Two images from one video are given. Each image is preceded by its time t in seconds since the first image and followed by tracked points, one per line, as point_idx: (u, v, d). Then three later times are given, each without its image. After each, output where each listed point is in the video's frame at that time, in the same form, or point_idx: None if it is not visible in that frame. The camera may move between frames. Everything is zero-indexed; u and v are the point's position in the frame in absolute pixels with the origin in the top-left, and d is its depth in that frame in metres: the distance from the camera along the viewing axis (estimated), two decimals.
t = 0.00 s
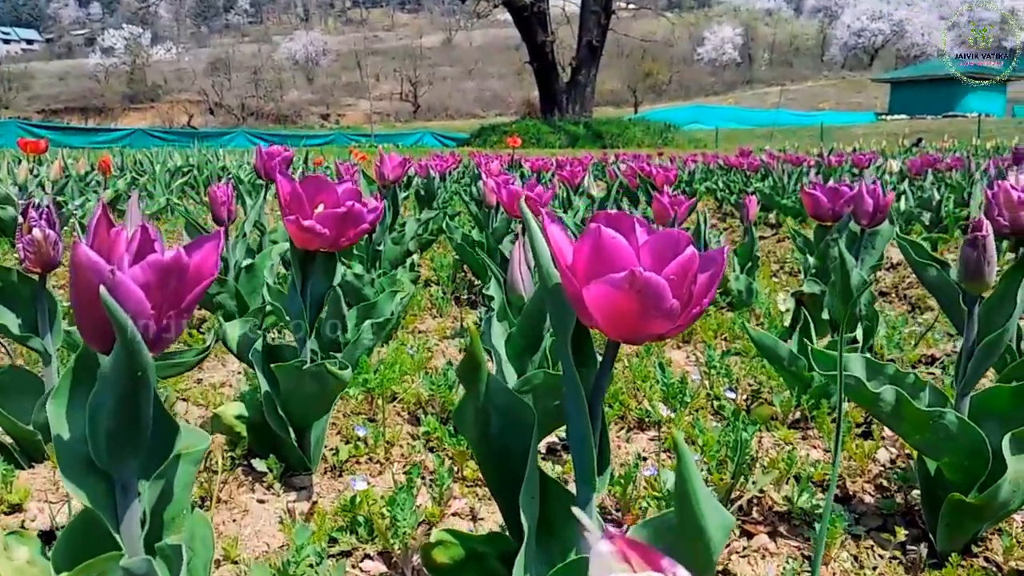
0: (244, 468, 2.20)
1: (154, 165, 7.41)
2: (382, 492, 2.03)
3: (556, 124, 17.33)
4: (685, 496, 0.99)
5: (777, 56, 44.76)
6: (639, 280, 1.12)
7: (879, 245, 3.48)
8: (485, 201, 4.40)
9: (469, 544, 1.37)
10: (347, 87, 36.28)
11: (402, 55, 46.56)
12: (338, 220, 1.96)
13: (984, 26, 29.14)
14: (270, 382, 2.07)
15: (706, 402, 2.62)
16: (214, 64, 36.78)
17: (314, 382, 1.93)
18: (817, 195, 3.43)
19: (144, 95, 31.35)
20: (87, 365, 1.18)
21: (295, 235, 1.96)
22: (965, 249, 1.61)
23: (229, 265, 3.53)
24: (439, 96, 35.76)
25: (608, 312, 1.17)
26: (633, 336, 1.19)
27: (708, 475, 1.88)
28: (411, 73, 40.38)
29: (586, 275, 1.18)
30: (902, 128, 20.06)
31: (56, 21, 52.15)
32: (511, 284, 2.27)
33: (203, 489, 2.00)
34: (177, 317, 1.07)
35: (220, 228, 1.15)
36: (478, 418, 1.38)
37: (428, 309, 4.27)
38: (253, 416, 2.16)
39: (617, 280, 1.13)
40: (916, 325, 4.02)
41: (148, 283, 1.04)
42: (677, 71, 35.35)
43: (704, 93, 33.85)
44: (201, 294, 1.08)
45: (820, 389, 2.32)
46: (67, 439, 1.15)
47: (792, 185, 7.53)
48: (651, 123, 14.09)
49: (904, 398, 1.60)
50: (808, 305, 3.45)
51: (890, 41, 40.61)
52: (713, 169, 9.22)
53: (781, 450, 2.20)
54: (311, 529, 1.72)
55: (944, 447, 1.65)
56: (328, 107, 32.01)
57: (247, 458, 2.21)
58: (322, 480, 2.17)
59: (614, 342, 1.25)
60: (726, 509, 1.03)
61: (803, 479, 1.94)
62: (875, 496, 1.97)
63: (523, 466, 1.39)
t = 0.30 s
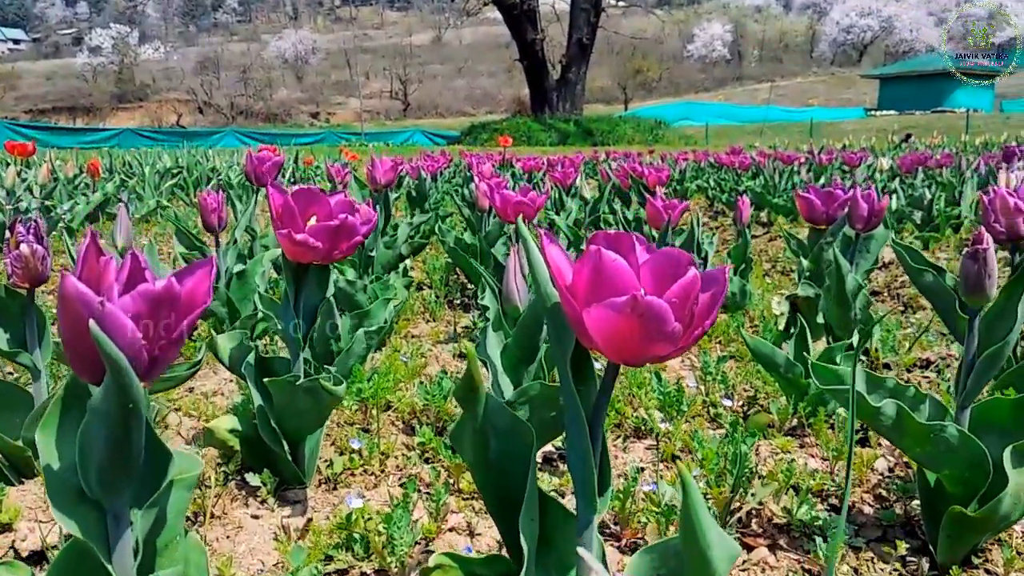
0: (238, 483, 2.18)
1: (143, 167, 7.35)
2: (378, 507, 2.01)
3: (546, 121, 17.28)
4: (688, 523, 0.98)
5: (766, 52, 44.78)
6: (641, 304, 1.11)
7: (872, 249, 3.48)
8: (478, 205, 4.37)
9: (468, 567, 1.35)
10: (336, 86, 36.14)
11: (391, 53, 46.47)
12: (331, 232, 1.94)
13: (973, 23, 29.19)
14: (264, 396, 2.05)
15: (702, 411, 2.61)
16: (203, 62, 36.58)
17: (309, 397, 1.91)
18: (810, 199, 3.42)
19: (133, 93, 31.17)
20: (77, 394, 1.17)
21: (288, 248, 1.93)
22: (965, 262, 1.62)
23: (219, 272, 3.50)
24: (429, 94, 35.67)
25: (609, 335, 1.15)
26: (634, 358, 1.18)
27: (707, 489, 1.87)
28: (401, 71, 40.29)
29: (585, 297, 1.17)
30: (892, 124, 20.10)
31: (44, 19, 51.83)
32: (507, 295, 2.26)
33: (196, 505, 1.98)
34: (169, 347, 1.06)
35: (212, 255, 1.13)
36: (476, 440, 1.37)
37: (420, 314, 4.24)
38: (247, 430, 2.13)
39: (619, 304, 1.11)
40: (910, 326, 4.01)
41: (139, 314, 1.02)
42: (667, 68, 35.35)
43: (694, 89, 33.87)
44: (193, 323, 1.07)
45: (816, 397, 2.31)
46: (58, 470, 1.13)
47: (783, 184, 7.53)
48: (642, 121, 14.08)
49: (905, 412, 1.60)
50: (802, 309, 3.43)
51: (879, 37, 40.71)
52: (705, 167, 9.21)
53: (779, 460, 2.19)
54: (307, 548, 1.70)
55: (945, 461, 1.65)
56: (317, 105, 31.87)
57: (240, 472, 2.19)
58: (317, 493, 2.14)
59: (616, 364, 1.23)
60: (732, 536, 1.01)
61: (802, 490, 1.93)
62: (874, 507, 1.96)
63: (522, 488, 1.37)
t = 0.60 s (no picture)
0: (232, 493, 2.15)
1: (133, 169, 7.30)
2: (375, 519, 1.99)
3: (538, 119, 17.27)
4: (694, 542, 0.96)
5: (757, 49, 44.83)
6: (645, 317, 1.09)
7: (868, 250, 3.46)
8: (471, 207, 4.35)
9: None
10: (327, 85, 36.04)
11: (382, 52, 46.35)
12: (327, 239, 1.91)
13: (963, 21, 29.30)
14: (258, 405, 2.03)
15: (699, 417, 2.60)
16: (193, 62, 36.45)
17: (305, 409, 1.89)
18: (806, 200, 3.40)
19: (123, 93, 31.01)
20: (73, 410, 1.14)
21: (283, 257, 1.90)
22: (966, 268, 1.61)
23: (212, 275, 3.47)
24: (421, 92, 35.59)
25: (612, 349, 1.13)
26: (637, 371, 1.16)
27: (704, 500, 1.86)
28: (393, 69, 40.19)
29: (587, 310, 1.14)
30: (882, 121, 20.14)
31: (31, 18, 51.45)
32: (503, 302, 2.25)
33: (191, 517, 1.96)
34: (166, 363, 1.02)
35: (211, 268, 1.10)
36: (476, 453, 1.34)
37: (414, 318, 4.21)
38: (242, 441, 2.11)
39: (622, 317, 1.09)
40: (904, 328, 4.01)
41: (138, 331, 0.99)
42: (659, 66, 35.36)
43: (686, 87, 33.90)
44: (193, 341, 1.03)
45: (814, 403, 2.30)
46: (54, 488, 1.11)
47: (775, 183, 7.53)
48: (634, 118, 14.06)
49: (905, 420, 1.59)
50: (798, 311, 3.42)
51: (869, 34, 40.84)
52: (697, 166, 9.21)
53: (777, 467, 2.18)
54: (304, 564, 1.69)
55: (946, 469, 1.64)
56: (308, 104, 31.79)
57: (236, 483, 2.17)
58: (312, 505, 2.13)
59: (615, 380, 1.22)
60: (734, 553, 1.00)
61: (801, 500, 1.91)
62: (873, 516, 1.95)
63: (523, 501, 1.35)
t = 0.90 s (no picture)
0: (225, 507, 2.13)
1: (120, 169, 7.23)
2: (369, 533, 1.98)
3: (527, 116, 17.25)
4: (695, 568, 0.94)
5: (745, 43, 44.84)
6: (643, 334, 1.04)
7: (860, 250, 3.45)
8: (462, 208, 4.32)
9: None
10: (314, 82, 35.90)
11: (370, 49, 46.19)
12: (318, 249, 1.88)
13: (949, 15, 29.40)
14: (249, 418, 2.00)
15: (694, 423, 2.59)
16: (179, 61, 36.30)
17: (295, 422, 1.86)
18: (797, 201, 3.39)
19: (109, 92, 30.82)
20: (62, 434, 1.11)
21: (275, 267, 1.88)
22: (963, 276, 1.59)
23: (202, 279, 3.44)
24: (409, 89, 35.50)
25: (610, 366, 1.08)
26: (636, 389, 1.11)
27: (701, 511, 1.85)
28: (380, 66, 40.07)
29: (585, 325, 1.09)
30: (869, 115, 20.20)
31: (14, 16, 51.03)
32: (497, 309, 2.20)
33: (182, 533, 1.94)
34: (159, 387, 0.98)
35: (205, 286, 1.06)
36: (473, 470, 1.32)
37: (405, 321, 4.19)
38: (234, 453, 2.09)
39: (620, 334, 1.04)
40: (896, 327, 4.00)
41: (129, 355, 0.95)
42: (647, 62, 35.37)
43: (674, 83, 33.93)
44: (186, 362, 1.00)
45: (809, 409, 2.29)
46: (44, 514, 1.08)
47: (765, 179, 7.53)
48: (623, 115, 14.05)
49: (903, 429, 1.58)
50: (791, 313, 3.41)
51: (855, 28, 40.96)
52: (686, 163, 9.21)
53: (773, 475, 2.18)
54: None
55: (945, 478, 1.62)
56: (296, 101, 31.65)
57: (228, 496, 2.15)
58: (305, 517, 2.11)
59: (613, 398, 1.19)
60: None
61: (798, 511, 1.90)
62: (870, 525, 1.95)
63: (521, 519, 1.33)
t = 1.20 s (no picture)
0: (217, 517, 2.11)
1: (106, 168, 7.17)
2: (364, 543, 1.96)
3: (515, 110, 17.23)
4: None
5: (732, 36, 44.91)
6: (640, 356, 1.02)
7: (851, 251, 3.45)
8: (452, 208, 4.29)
9: None
10: (302, 77, 35.75)
11: (357, 44, 46.05)
12: (308, 259, 1.85)
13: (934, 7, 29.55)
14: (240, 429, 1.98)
15: (688, 426, 2.58)
16: (165, 57, 36.06)
17: (287, 434, 1.84)
18: (789, 200, 3.37)
19: (94, 88, 30.60)
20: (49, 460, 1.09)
21: (264, 278, 1.85)
22: (958, 283, 1.58)
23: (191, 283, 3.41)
24: (396, 84, 35.42)
25: (607, 386, 1.06)
26: (633, 408, 1.09)
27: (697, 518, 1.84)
28: (367, 61, 39.96)
29: (580, 345, 1.08)
30: (857, 108, 20.28)
31: None
32: (490, 316, 2.18)
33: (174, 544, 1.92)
34: (147, 416, 0.96)
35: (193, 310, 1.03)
36: (469, 486, 1.30)
37: (396, 322, 4.16)
38: (225, 464, 2.06)
39: (618, 355, 1.03)
40: (888, 323, 4.01)
41: (114, 384, 0.93)
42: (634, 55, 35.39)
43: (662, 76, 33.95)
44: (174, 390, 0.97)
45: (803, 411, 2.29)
46: (31, 541, 1.06)
47: (754, 173, 7.54)
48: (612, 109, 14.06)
49: (900, 437, 1.57)
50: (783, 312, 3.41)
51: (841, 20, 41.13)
52: (675, 157, 9.22)
53: (768, 479, 2.17)
54: None
55: (941, 485, 1.62)
56: (283, 97, 31.50)
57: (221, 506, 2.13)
58: (298, 527, 2.09)
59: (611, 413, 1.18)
60: None
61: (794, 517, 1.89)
62: (866, 530, 1.94)
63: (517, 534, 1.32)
